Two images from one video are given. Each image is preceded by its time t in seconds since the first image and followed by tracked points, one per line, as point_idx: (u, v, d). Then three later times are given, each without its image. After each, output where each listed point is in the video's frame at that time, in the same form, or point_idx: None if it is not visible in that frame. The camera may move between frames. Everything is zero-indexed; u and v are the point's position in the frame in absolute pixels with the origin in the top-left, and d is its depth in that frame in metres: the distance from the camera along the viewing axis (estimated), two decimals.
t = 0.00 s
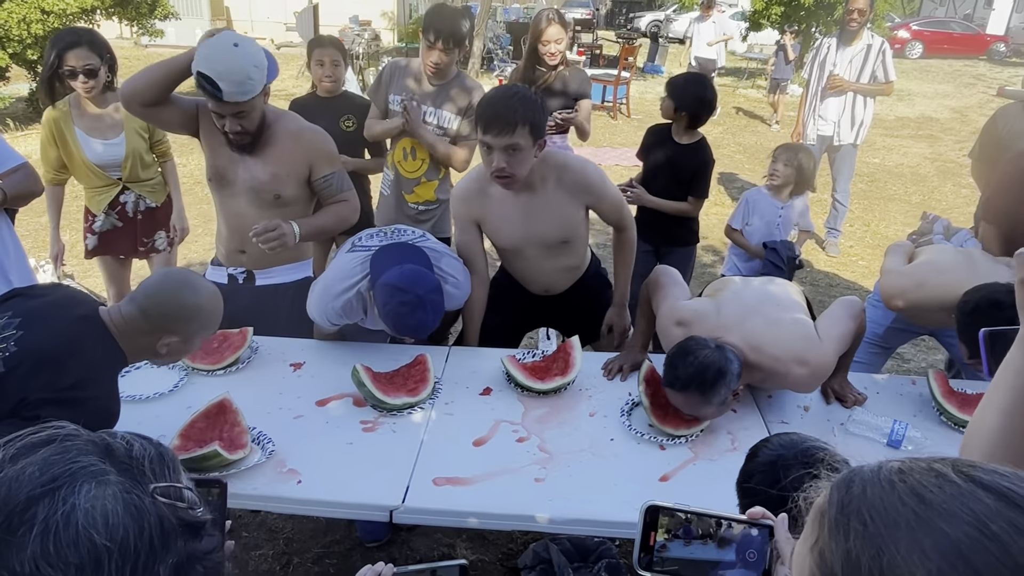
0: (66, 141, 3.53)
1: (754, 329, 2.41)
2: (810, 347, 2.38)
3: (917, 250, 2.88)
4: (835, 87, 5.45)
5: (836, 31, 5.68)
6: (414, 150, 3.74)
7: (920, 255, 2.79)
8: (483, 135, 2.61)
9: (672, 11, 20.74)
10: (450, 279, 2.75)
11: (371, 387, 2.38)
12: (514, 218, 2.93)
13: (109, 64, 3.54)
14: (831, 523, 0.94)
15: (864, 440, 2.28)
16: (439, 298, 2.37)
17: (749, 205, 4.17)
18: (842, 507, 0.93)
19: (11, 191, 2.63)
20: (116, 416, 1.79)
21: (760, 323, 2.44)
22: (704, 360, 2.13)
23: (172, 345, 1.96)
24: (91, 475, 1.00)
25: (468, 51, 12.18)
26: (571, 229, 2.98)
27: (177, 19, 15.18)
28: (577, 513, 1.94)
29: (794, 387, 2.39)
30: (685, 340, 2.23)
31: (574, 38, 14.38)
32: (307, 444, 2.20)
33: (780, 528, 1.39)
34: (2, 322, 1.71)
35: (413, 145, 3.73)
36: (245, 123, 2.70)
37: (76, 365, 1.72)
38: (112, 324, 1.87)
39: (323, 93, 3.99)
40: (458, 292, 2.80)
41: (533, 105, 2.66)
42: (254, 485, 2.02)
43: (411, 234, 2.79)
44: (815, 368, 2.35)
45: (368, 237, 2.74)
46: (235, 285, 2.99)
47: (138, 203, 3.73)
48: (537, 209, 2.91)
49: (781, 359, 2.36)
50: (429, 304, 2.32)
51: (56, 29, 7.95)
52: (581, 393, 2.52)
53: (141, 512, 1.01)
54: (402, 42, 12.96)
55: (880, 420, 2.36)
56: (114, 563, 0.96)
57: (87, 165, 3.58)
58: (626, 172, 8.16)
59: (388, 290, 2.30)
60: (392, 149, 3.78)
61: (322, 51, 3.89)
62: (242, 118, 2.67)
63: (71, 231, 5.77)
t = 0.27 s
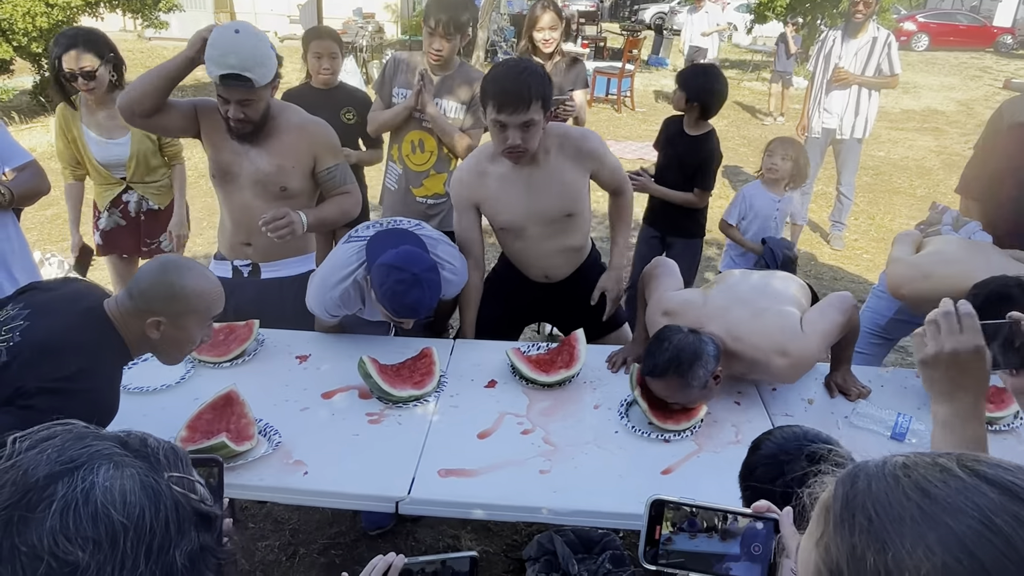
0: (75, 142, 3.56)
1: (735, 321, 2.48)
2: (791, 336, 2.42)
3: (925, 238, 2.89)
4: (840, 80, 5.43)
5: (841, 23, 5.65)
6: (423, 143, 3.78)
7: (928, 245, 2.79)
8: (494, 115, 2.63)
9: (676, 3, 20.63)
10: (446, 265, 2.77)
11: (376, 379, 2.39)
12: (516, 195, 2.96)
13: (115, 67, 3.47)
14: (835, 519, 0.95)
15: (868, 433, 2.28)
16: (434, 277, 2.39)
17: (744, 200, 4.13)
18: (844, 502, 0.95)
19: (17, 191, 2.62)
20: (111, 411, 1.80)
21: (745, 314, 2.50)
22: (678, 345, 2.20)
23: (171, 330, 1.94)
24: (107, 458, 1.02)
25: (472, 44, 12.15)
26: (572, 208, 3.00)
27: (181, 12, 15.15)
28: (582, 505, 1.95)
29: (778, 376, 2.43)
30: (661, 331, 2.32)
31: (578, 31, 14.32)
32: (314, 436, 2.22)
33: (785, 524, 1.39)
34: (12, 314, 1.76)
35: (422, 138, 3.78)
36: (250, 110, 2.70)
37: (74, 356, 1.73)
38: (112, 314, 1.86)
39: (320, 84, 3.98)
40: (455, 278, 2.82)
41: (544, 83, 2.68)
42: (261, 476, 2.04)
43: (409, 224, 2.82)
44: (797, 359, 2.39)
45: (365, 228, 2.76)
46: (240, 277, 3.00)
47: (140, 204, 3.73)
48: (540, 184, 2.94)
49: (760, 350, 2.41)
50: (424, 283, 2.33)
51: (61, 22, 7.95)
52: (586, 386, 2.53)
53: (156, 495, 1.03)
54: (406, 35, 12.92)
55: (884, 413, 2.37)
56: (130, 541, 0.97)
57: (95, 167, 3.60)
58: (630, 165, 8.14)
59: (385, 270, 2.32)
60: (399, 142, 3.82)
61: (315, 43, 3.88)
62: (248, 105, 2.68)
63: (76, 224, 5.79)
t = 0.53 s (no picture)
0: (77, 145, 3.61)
1: (730, 316, 2.47)
2: (782, 334, 2.40)
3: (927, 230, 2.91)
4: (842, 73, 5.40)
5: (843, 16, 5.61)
6: (424, 134, 3.78)
7: (932, 237, 2.80)
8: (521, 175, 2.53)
9: None
10: (441, 257, 2.79)
11: (375, 369, 2.40)
12: (530, 221, 2.92)
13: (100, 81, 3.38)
14: (826, 498, 0.96)
15: (867, 424, 2.29)
16: (429, 269, 2.39)
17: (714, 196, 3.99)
18: (838, 483, 0.95)
19: (19, 188, 2.63)
20: (115, 400, 1.83)
21: (737, 309, 2.49)
22: (676, 342, 2.21)
23: (168, 317, 1.95)
24: (114, 449, 1.00)
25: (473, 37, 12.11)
26: (587, 236, 2.99)
27: (182, 5, 15.11)
28: (579, 494, 1.96)
29: (770, 371, 2.41)
30: (659, 326, 2.33)
31: (580, 24, 14.25)
32: (313, 426, 2.23)
33: (778, 505, 1.39)
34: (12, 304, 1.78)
35: (424, 130, 3.78)
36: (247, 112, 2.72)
37: (75, 346, 1.75)
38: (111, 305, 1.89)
39: (310, 77, 3.95)
40: (450, 270, 2.84)
41: (565, 129, 2.56)
42: (261, 465, 2.05)
43: (404, 215, 2.83)
44: (787, 356, 2.38)
45: (359, 220, 2.77)
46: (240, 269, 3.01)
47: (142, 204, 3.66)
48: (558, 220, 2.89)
49: (751, 346, 2.39)
50: (418, 274, 2.34)
51: (62, 16, 7.94)
52: (584, 376, 2.53)
53: (163, 487, 1.01)
54: (408, 28, 12.88)
55: (883, 405, 2.37)
56: (137, 534, 0.95)
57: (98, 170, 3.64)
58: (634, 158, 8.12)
59: (377, 262, 2.34)
60: (401, 134, 3.82)
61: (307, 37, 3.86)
62: (246, 106, 2.70)
63: (78, 217, 5.79)
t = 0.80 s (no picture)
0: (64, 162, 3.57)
1: (738, 300, 2.50)
2: (790, 320, 2.47)
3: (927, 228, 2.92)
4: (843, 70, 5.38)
5: (845, 13, 5.60)
6: (425, 131, 3.79)
7: (933, 234, 2.80)
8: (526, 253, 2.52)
9: None
10: (443, 263, 2.82)
11: (375, 367, 2.41)
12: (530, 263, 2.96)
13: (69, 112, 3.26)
14: (823, 503, 0.96)
15: (865, 423, 2.29)
16: (430, 278, 2.39)
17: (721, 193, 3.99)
18: (838, 484, 0.95)
19: (16, 190, 2.63)
20: (109, 396, 1.83)
21: (743, 292, 2.53)
22: (685, 319, 2.22)
23: (172, 322, 1.96)
24: (115, 457, 1.01)
25: (474, 33, 12.08)
26: (587, 275, 3.08)
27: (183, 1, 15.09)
28: (579, 492, 1.97)
29: (773, 356, 2.49)
30: (666, 304, 2.34)
31: (581, 20, 14.22)
32: (312, 424, 2.24)
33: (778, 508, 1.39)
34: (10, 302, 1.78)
35: (425, 127, 3.78)
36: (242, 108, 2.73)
37: (68, 342, 1.75)
38: (112, 304, 1.89)
39: (310, 76, 3.90)
40: (450, 276, 2.86)
41: (576, 217, 2.53)
42: (260, 463, 2.06)
43: (405, 219, 2.83)
44: (794, 340, 2.46)
45: (360, 223, 2.77)
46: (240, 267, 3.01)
47: (137, 210, 3.59)
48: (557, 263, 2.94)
49: (761, 330, 2.45)
50: (420, 284, 2.34)
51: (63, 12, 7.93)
52: (583, 374, 2.54)
53: (166, 494, 1.01)
54: (408, 25, 12.85)
55: (882, 403, 2.38)
56: (139, 541, 0.95)
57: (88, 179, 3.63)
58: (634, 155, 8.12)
59: (380, 270, 2.34)
60: (402, 131, 3.82)
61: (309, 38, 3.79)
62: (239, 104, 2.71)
63: (79, 214, 5.80)
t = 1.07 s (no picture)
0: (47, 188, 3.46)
1: (736, 238, 2.69)
2: (788, 259, 2.67)
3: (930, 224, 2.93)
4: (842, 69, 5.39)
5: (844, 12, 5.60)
6: (426, 131, 3.80)
7: (933, 231, 2.81)
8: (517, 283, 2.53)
9: None
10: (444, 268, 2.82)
11: (372, 366, 2.42)
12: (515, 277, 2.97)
13: (48, 134, 3.08)
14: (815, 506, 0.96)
15: (861, 422, 2.30)
16: (436, 282, 2.41)
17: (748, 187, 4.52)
18: (824, 486, 0.95)
19: (12, 187, 2.62)
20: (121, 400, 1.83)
21: (741, 237, 2.73)
22: (693, 230, 2.41)
23: (190, 340, 1.97)
24: (109, 462, 1.01)
25: (474, 31, 12.07)
26: (578, 284, 3.11)
27: None
28: (574, 491, 1.98)
29: (774, 290, 2.65)
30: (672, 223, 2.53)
31: (582, 18, 14.20)
32: (310, 422, 2.25)
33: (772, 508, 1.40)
34: (29, 304, 1.77)
35: (425, 126, 3.80)
36: (229, 100, 2.70)
37: (86, 347, 1.75)
38: (132, 312, 1.90)
39: (317, 75, 3.89)
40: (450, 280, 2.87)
41: (563, 248, 2.52)
42: (258, 462, 2.07)
43: (406, 224, 2.84)
44: (791, 273, 2.63)
45: (359, 227, 2.78)
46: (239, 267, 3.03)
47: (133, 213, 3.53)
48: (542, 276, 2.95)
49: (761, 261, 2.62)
50: (426, 288, 2.36)
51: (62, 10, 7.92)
52: (580, 373, 2.55)
53: (163, 500, 1.02)
54: (409, 23, 12.84)
55: (877, 402, 2.39)
56: (137, 549, 0.96)
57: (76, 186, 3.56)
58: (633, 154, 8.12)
59: (386, 275, 2.34)
60: (402, 130, 3.83)
61: (318, 37, 3.79)
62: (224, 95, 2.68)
63: (78, 212, 5.81)
